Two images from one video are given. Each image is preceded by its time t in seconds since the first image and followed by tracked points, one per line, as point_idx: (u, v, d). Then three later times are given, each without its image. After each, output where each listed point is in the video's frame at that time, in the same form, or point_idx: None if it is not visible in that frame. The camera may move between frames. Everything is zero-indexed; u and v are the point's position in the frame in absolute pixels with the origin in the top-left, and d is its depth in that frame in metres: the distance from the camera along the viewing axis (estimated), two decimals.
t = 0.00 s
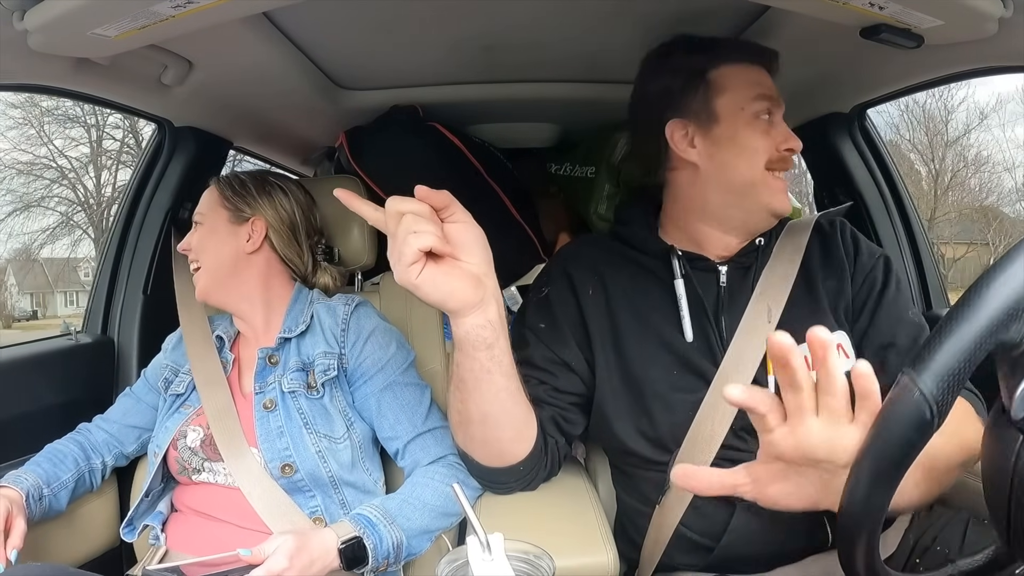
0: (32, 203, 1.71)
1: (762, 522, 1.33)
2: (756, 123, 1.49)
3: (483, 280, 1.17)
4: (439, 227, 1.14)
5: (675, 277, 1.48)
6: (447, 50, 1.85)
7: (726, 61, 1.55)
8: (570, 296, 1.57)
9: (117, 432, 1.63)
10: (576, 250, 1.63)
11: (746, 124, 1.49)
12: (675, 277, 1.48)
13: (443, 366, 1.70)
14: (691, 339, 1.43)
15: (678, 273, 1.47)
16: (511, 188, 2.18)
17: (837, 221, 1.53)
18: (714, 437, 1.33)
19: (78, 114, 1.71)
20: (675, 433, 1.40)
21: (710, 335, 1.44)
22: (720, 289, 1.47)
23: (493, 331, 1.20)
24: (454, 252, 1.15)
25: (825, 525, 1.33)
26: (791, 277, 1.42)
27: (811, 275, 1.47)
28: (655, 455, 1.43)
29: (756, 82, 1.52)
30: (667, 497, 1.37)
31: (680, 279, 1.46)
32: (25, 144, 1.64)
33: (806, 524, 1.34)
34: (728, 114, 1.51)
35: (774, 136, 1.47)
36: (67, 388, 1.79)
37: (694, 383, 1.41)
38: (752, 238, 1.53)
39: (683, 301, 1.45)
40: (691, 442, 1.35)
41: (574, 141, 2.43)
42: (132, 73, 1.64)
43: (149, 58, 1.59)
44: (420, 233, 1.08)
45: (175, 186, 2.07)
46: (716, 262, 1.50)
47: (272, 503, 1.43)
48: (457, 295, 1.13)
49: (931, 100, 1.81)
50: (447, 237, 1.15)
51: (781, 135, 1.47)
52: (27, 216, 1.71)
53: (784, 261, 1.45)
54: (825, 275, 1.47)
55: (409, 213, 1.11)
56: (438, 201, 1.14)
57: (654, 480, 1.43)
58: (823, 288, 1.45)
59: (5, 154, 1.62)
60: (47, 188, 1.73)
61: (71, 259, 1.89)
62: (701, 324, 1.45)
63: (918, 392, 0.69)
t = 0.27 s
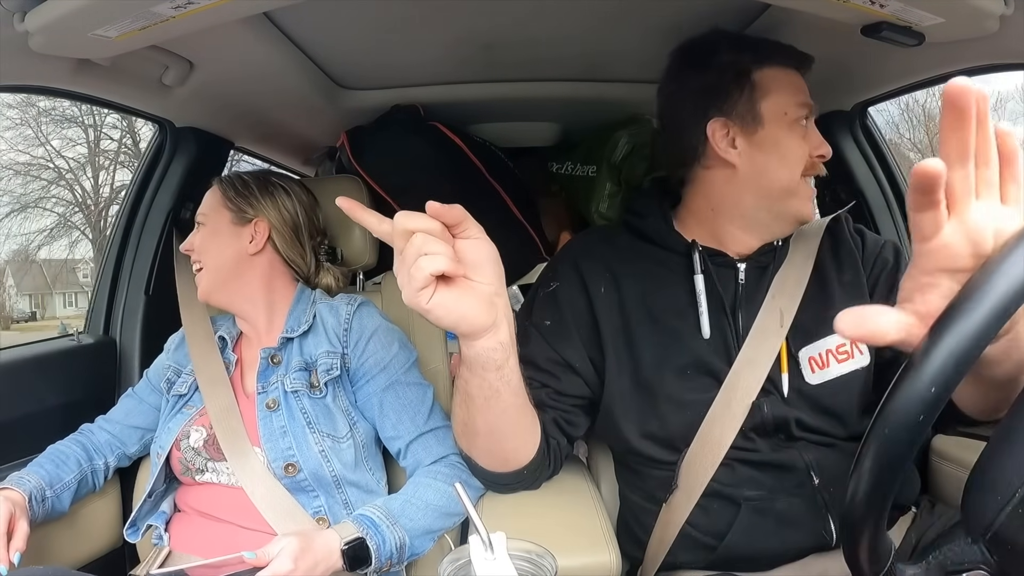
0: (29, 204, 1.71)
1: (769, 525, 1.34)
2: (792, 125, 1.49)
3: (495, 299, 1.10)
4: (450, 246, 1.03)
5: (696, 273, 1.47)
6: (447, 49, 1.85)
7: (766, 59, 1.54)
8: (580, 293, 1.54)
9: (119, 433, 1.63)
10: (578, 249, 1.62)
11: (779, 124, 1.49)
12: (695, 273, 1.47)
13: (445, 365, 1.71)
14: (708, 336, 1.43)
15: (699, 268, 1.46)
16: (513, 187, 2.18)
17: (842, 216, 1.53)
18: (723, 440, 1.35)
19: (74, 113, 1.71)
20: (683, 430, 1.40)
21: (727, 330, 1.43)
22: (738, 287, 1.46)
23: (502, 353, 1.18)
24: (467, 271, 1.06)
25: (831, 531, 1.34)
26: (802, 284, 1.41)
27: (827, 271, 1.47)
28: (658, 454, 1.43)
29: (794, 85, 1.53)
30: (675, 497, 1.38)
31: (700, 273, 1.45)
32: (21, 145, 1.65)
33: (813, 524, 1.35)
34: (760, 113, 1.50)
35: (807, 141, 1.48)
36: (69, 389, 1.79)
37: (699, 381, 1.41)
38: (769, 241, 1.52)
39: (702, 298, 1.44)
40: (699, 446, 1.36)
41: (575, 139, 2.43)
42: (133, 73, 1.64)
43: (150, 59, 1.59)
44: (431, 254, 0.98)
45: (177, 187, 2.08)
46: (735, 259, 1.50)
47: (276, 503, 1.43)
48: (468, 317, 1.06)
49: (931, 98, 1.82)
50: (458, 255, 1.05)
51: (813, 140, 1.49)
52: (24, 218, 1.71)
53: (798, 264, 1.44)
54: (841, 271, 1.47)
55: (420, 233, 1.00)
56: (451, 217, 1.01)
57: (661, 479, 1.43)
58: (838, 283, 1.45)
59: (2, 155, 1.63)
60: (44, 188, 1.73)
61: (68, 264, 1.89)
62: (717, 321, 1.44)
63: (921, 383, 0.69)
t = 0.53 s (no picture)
0: (23, 205, 1.70)
1: (776, 526, 1.34)
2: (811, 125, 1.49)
3: (513, 313, 1.07)
4: (468, 259, 0.99)
5: (720, 271, 1.46)
6: (448, 49, 1.85)
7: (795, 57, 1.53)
8: (595, 297, 1.51)
9: (119, 433, 1.63)
10: (579, 249, 1.62)
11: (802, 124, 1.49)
12: (719, 271, 1.46)
13: (445, 365, 1.70)
14: (733, 337, 1.43)
15: (723, 266, 1.46)
16: (514, 186, 2.19)
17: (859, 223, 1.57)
18: (737, 448, 1.34)
19: (69, 113, 1.69)
20: (692, 430, 1.40)
21: (750, 330, 1.43)
22: (761, 284, 1.47)
23: (517, 369, 1.17)
24: (484, 285, 1.03)
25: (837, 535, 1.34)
26: (819, 294, 1.42)
27: (847, 275, 1.49)
28: (661, 454, 1.43)
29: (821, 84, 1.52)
30: (683, 499, 1.38)
31: (725, 272, 1.45)
32: (15, 145, 1.63)
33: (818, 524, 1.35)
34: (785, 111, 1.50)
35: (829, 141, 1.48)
36: (69, 389, 1.79)
37: (701, 380, 1.41)
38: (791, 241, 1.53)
39: (728, 297, 1.44)
40: (709, 451, 1.36)
41: (576, 139, 2.43)
42: (134, 74, 1.64)
43: (151, 59, 1.59)
44: (447, 268, 0.95)
45: (178, 187, 2.07)
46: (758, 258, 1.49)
47: (276, 504, 1.43)
48: (484, 333, 1.05)
49: (929, 99, 1.82)
50: (477, 268, 1.01)
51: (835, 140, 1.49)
52: (18, 217, 1.70)
53: (817, 271, 1.45)
54: (861, 276, 1.50)
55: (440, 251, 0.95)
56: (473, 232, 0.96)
57: (674, 479, 1.43)
58: (858, 288, 1.48)
59: None
60: (41, 189, 1.71)
61: (67, 265, 1.88)
62: (741, 324, 1.44)
63: (930, 373, 0.69)
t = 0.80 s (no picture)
0: (14, 204, 1.69)
1: (780, 523, 1.34)
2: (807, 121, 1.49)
3: (520, 314, 1.08)
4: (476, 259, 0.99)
5: (726, 272, 1.47)
6: (449, 49, 1.85)
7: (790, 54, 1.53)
8: (602, 300, 1.51)
9: (120, 433, 1.63)
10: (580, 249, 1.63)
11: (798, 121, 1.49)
12: (727, 272, 1.46)
13: (445, 365, 1.70)
14: (741, 337, 1.43)
15: (730, 268, 1.46)
16: (515, 186, 2.19)
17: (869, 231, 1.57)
18: (741, 448, 1.34)
19: (60, 111, 1.67)
20: (698, 429, 1.40)
21: (758, 331, 1.44)
22: (768, 286, 1.46)
23: (526, 369, 1.18)
24: (492, 285, 1.03)
25: (841, 534, 1.34)
26: (826, 294, 1.42)
27: (857, 280, 1.49)
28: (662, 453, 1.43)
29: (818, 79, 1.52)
30: (686, 501, 1.38)
31: (731, 274, 1.45)
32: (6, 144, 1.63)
33: (822, 523, 1.35)
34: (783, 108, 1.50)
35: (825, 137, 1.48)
36: (70, 389, 1.79)
37: (703, 380, 1.41)
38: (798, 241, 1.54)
39: (735, 298, 1.44)
40: (716, 451, 1.36)
41: (577, 139, 2.43)
42: (134, 74, 1.64)
43: (151, 59, 1.59)
44: (455, 268, 0.94)
45: (178, 187, 2.08)
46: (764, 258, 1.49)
47: (276, 503, 1.43)
48: (493, 333, 1.05)
49: (924, 101, 1.83)
50: (484, 269, 1.01)
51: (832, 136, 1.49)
52: (8, 216, 1.69)
53: (825, 271, 1.45)
54: (869, 279, 1.51)
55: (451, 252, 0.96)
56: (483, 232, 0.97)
57: (676, 478, 1.43)
58: (866, 290, 1.49)
59: None
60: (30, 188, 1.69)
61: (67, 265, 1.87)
62: (751, 328, 1.44)
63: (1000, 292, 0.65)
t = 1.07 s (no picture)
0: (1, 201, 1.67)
1: (783, 523, 1.34)
2: (815, 119, 1.49)
3: (530, 319, 1.08)
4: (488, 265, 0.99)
5: (737, 272, 1.45)
6: (451, 49, 1.85)
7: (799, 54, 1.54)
8: (612, 296, 1.51)
9: (121, 433, 1.63)
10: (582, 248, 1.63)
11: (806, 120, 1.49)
12: (736, 273, 1.46)
13: (448, 365, 1.70)
14: (748, 338, 1.43)
15: (740, 269, 1.45)
16: (517, 185, 2.19)
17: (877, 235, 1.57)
18: (745, 449, 1.34)
19: (49, 109, 1.64)
20: (702, 429, 1.40)
21: (765, 333, 1.44)
22: (777, 286, 1.47)
23: (534, 372, 1.17)
24: (503, 291, 1.03)
25: (845, 534, 1.34)
26: (836, 290, 1.43)
27: (864, 282, 1.49)
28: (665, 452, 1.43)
29: (826, 79, 1.52)
30: (690, 502, 1.38)
31: (741, 275, 1.44)
32: None
33: (826, 523, 1.35)
34: (791, 107, 1.50)
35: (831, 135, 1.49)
36: (72, 389, 1.79)
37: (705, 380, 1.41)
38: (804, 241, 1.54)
39: (745, 298, 1.44)
40: (722, 450, 1.36)
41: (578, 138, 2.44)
42: (137, 74, 1.64)
43: (153, 59, 1.59)
44: (467, 274, 0.94)
45: (180, 187, 2.08)
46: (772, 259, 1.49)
47: (278, 503, 1.43)
48: (504, 339, 1.05)
49: (920, 102, 1.85)
50: (495, 273, 1.01)
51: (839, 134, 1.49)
52: None
53: (833, 272, 1.46)
54: (875, 282, 1.51)
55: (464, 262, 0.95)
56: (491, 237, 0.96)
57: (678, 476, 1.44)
58: (873, 292, 1.49)
59: None
60: (17, 187, 1.67)
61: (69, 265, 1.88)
62: (758, 326, 1.44)
63: (1010, 283, 0.65)
